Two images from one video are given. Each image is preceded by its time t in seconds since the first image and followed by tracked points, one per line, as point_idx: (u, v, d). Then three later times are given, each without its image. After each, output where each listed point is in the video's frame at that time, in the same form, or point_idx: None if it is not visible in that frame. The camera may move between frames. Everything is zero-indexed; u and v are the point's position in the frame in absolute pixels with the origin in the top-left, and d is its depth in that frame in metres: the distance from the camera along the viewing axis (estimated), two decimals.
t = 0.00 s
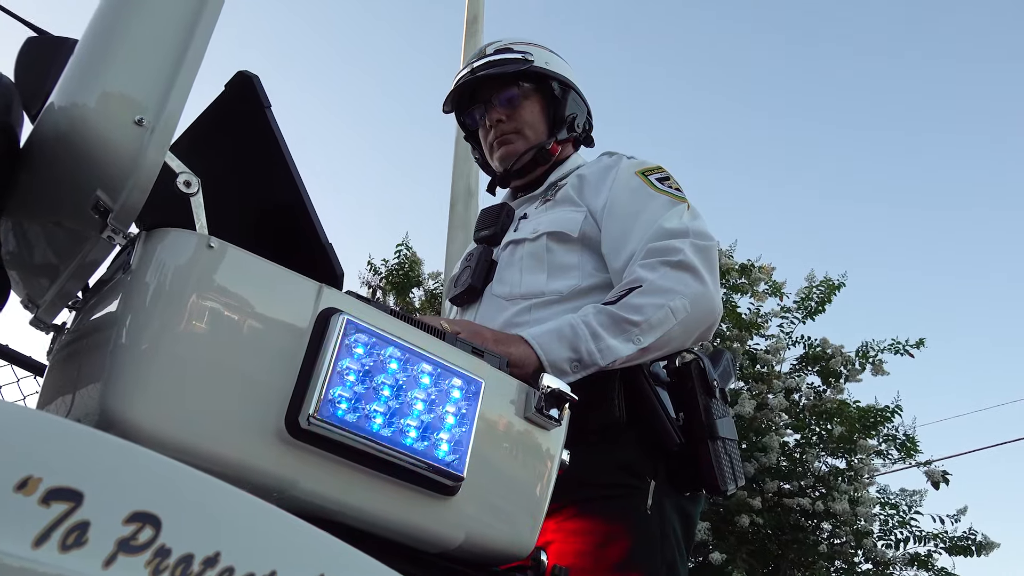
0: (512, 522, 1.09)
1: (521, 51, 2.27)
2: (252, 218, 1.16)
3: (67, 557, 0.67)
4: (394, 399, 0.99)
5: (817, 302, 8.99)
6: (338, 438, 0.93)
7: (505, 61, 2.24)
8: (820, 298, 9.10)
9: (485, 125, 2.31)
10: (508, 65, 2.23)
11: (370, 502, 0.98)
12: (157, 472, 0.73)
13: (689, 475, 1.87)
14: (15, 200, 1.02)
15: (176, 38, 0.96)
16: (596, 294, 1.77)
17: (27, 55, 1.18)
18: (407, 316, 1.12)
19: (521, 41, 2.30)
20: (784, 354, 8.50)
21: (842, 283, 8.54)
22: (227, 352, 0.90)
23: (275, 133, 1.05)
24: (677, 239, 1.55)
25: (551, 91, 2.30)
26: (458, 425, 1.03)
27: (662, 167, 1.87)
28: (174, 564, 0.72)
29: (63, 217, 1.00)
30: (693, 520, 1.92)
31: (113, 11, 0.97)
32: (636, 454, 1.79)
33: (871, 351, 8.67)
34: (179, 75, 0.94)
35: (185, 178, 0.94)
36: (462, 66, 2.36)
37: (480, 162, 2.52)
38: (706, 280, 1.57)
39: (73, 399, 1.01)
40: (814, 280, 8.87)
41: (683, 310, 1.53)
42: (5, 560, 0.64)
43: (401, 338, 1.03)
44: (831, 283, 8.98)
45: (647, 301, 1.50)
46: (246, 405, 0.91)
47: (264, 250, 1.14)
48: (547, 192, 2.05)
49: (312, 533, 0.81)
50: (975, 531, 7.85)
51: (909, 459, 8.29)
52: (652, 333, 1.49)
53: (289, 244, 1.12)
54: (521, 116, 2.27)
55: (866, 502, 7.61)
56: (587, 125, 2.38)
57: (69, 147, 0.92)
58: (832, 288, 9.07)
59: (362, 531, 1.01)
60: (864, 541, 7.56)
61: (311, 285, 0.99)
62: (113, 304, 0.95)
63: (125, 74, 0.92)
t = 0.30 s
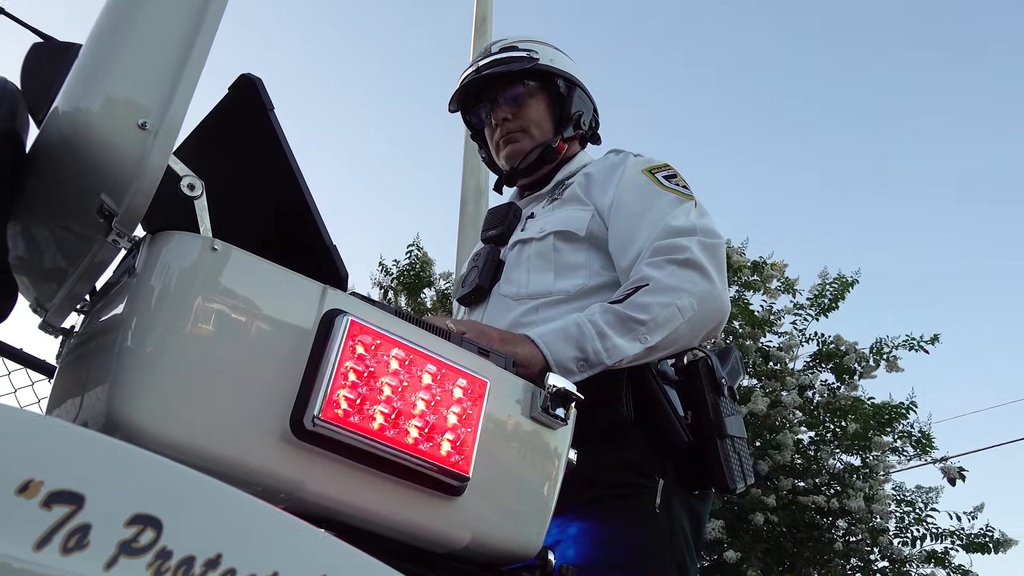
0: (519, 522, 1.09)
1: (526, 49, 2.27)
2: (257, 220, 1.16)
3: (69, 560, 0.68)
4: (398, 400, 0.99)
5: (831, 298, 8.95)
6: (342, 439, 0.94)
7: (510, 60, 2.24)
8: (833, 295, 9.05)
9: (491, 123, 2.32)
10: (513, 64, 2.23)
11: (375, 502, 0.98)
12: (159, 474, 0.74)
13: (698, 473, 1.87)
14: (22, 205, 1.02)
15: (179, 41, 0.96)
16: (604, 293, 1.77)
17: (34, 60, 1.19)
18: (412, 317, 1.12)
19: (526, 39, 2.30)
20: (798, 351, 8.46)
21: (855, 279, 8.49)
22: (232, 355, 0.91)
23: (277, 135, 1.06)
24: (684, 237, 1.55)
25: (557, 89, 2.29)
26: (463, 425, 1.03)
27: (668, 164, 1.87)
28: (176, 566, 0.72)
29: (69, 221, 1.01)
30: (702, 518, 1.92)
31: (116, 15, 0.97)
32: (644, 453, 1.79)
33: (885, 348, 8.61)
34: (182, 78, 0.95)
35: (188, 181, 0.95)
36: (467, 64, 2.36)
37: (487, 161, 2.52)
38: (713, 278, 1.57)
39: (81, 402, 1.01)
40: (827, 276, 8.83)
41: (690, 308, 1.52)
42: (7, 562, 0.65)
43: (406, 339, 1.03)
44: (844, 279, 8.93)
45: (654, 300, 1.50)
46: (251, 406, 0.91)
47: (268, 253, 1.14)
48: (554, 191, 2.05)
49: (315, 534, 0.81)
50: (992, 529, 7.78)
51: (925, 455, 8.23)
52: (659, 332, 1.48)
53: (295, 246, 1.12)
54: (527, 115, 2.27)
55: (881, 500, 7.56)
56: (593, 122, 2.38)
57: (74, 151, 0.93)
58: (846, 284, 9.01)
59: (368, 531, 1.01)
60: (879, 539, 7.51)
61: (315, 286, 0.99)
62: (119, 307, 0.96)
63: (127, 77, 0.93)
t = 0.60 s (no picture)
0: (531, 524, 1.09)
1: (535, 50, 2.27)
2: (267, 225, 1.17)
3: (77, 566, 0.68)
4: (409, 403, 0.99)
5: (848, 296, 8.88)
6: (353, 443, 0.94)
7: (520, 60, 2.25)
8: (850, 292, 8.98)
9: (501, 124, 2.32)
10: (523, 64, 2.24)
11: (386, 505, 0.98)
12: (166, 481, 0.75)
13: (710, 474, 1.86)
14: (34, 213, 1.04)
15: (187, 47, 0.97)
16: (615, 293, 1.76)
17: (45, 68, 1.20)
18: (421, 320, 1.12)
19: (535, 40, 2.30)
20: (815, 349, 8.40)
21: (872, 276, 8.41)
22: (242, 360, 0.91)
23: (288, 142, 1.07)
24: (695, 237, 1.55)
25: (567, 88, 2.28)
26: (473, 428, 1.03)
27: (679, 164, 1.86)
28: (184, 572, 0.72)
29: (81, 229, 1.02)
30: (717, 519, 1.92)
31: (125, 24, 0.98)
32: (656, 455, 1.79)
33: (903, 345, 8.54)
34: (191, 84, 0.95)
35: (198, 187, 0.96)
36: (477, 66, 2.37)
37: (498, 162, 2.52)
38: (725, 277, 1.57)
39: (95, 408, 1.02)
40: (844, 274, 8.76)
41: (702, 308, 1.52)
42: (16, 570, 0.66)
43: (416, 342, 1.03)
44: (861, 276, 8.86)
45: (665, 300, 1.49)
46: (261, 411, 0.91)
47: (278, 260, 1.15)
48: (565, 191, 2.05)
49: (324, 539, 0.81)
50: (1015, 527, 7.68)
51: (945, 453, 8.14)
52: (671, 332, 1.48)
53: (304, 251, 1.13)
54: (538, 115, 2.27)
55: (901, 498, 7.50)
56: (603, 121, 2.37)
57: (85, 159, 0.94)
58: (863, 281, 8.94)
59: (379, 535, 1.02)
60: (899, 538, 7.44)
61: (325, 290, 0.99)
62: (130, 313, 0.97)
63: (134, 86, 0.93)
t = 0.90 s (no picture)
0: (537, 526, 1.09)
1: (539, 51, 2.28)
2: (271, 230, 1.18)
3: (84, 571, 0.69)
4: (413, 406, 1.00)
5: (857, 293, 8.85)
6: (358, 446, 0.94)
7: (524, 61, 2.25)
8: (860, 289, 8.94)
9: (506, 126, 2.32)
10: (527, 65, 2.24)
11: (391, 508, 0.99)
12: (170, 484, 0.75)
13: (717, 474, 1.86)
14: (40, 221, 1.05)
15: (191, 53, 0.98)
16: (620, 294, 1.77)
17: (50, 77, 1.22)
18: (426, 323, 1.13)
19: (539, 41, 2.31)
20: (824, 346, 8.37)
21: (881, 272, 8.37)
22: (248, 364, 0.92)
23: (291, 146, 1.07)
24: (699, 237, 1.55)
25: (571, 89, 2.30)
26: (478, 430, 1.04)
27: (684, 164, 1.87)
28: None
29: (87, 235, 1.03)
30: (724, 519, 1.92)
31: (128, 30, 0.99)
32: (662, 454, 1.79)
33: (914, 341, 8.50)
34: (195, 90, 0.96)
35: (202, 194, 0.97)
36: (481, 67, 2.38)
37: (503, 163, 2.52)
38: (730, 277, 1.57)
39: (103, 412, 1.03)
40: (853, 270, 8.73)
41: (707, 308, 1.52)
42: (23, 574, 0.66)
43: (420, 345, 1.04)
44: (870, 273, 8.82)
45: (669, 301, 1.50)
46: (267, 415, 0.92)
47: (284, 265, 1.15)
48: (570, 192, 2.06)
49: (330, 540, 0.82)
50: None
51: (957, 450, 8.10)
52: (675, 332, 1.48)
53: (307, 255, 1.13)
54: (541, 116, 2.29)
55: (913, 495, 7.46)
56: (607, 121, 2.38)
57: (90, 167, 0.95)
58: (872, 278, 8.91)
59: (385, 537, 1.02)
60: (912, 535, 7.40)
61: (329, 294, 1.00)
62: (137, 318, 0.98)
63: (137, 95, 0.94)
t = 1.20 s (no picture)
0: (544, 523, 1.10)
1: (541, 50, 2.29)
2: (275, 231, 1.19)
3: (91, 572, 0.70)
4: (418, 405, 1.00)
5: (866, 286, 8.81)
6: (363, 446, 0.95)
7: (526, 61, 2.25)
8: (869, 283, 8.91)
9: (509, 125, 2.33)
10: (529, 65, 2.25)
11: (397, 507, 0.99)
12: (175, 484, 0.76)
13: (724, 469, 1.87)
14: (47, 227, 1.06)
15: (193, 56, 0.99)
16: (624, 291, 1.77)
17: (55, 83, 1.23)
18: (431, 322, 1.14)
19: (540, 40, 2.31)
20: (834, 341, 8.34)
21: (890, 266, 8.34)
22: (253, 365, 0.92)
23: (293, 147, 1.08)
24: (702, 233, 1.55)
25: (573, 87, 2.31)
26: (483, 428, 1.04)
27: (687, 160, 1.87)
28: None
29: (93, 240, 1.04)
30: (732, 515, 1.92)
31: (130, 36, 1.00)
32: (668, 450, 1.80)
33: (924, 335, 8.46)
34: (197, 93, 0.97)
35: (206, 198, 0.98)
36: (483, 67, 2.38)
37: (507, 163, 2.53)
38: (734, 273, 1.57)
39: (111, 415, 1.04)
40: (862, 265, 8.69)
41: (711, 303, 1.53)
42: None
43: (424, 344, 1.04)
44: (879, 266, 8.79)
45: (673, 297, 1.50)
46: (273, 416, 0.93)
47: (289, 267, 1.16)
48: (574, 190, 2.06)
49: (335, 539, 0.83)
50: None
51: (969, 443, 8.06)
52: (680, 328, 1.49)
53: (310, 256, 1.14)
54: (544, 115, 2.29)
55: (925, 489, 7.43)
56: (610, 119, 2.39)
57: (95, 172, 0.96)
58: (881, 271, 8.87)
59: (392, 535, 1.03)
60: (924, 529, 7.37)
61: (333, 296, 1.00)
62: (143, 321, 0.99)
63: (140, 99, 0.95)
